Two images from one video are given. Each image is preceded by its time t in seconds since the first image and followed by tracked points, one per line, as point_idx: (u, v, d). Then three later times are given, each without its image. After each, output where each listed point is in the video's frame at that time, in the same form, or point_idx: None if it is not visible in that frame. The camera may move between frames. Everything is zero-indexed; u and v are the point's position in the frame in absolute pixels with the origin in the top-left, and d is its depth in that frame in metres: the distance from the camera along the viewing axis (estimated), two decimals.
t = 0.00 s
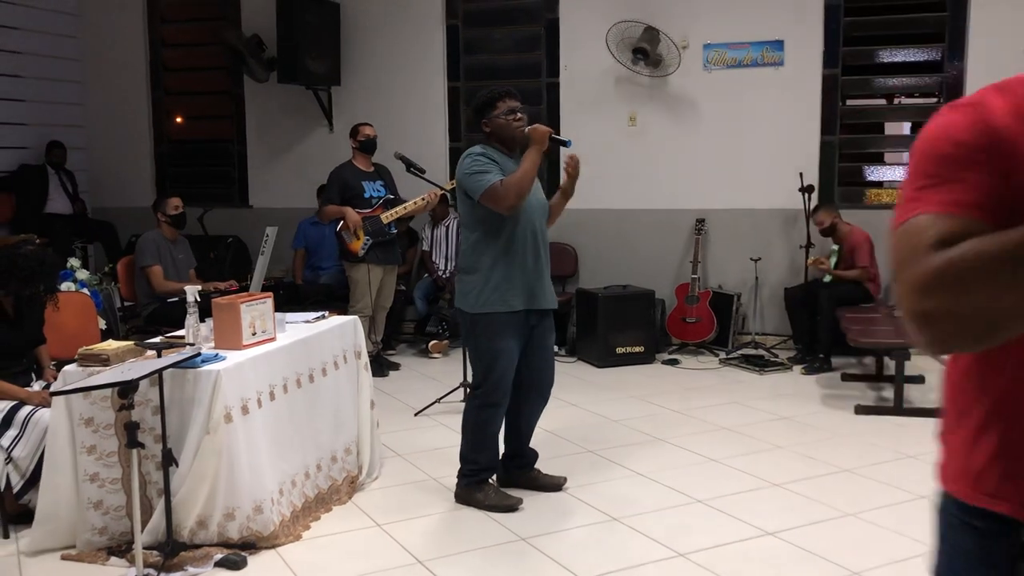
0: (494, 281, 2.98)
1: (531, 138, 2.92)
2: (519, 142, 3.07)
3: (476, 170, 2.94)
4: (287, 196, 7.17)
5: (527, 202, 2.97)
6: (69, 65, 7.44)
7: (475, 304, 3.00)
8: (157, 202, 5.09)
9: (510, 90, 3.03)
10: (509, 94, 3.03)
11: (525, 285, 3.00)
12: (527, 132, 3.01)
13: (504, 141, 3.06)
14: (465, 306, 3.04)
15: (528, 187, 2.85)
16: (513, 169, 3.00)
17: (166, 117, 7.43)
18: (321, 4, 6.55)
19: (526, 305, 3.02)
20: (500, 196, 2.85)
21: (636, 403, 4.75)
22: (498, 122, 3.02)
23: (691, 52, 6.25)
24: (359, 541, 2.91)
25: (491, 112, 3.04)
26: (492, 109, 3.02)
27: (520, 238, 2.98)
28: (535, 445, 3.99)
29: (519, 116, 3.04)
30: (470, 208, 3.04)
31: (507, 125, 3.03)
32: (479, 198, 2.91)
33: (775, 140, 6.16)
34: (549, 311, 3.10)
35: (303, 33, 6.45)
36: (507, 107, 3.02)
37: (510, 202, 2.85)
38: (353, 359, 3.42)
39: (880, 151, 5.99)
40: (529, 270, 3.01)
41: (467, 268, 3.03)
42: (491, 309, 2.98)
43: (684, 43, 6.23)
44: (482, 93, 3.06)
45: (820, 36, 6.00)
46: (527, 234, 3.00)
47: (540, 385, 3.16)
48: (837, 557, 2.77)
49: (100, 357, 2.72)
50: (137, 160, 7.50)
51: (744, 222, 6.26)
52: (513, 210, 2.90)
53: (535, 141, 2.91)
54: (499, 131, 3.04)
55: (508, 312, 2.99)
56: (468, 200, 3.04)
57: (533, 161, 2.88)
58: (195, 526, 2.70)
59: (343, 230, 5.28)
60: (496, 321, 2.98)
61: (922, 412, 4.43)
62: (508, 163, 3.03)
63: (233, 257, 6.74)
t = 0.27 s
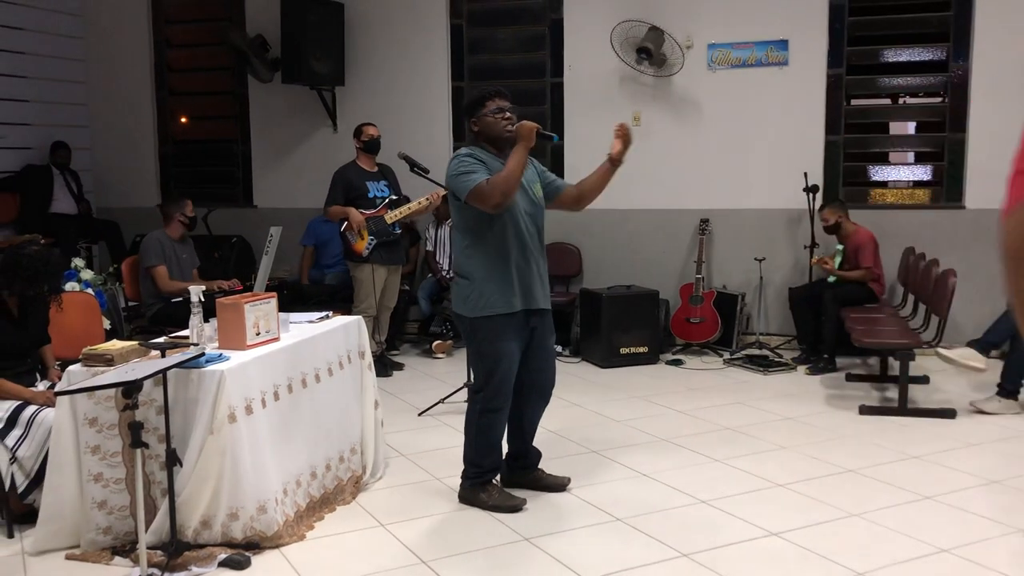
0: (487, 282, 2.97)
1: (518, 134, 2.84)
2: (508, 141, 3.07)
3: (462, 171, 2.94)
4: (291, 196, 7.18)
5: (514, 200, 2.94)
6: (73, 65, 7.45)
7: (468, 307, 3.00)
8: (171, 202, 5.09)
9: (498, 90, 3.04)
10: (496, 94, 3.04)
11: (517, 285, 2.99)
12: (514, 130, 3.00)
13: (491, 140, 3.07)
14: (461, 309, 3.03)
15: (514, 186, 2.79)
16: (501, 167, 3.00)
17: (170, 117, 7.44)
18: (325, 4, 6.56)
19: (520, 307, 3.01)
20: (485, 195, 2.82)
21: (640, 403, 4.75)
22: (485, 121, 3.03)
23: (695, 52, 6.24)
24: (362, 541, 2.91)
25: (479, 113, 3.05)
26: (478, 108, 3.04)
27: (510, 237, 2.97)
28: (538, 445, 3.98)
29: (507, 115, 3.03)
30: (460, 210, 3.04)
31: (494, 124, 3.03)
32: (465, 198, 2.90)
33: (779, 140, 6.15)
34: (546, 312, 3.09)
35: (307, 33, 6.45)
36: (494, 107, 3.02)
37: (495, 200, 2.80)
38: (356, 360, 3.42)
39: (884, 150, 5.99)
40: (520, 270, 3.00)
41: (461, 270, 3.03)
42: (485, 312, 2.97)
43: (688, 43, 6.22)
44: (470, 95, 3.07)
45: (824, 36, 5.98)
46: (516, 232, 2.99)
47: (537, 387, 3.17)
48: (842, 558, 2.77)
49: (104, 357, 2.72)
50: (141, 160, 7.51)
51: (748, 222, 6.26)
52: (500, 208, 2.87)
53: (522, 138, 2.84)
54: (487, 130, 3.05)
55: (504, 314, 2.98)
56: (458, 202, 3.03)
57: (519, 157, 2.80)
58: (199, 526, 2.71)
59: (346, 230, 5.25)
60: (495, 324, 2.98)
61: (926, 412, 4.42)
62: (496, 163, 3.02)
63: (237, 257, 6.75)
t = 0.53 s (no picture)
0: (483, 281, 2.98)
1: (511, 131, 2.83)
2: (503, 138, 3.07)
3: (456, 170, 2.94)
4: (294, 195, 7.18)
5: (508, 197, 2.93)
6: (77, 65, 7.46)
7: (465, 306, 3.01)
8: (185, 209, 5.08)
9: (494, 87, 3.04)
10: (492, 91, 3.04)
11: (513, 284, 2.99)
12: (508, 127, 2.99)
13: (487, 138, 3.07)
14: (458, 309, 3.04)
15: (507, 182, 2.78)
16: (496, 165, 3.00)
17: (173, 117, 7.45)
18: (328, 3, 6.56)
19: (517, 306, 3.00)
20: (479, 193, 2.83)
21: (643, 402, 4.74)
22: (480, 118, 3.03)
23: (699, 51, 6.23)
24: (365, 539, 2.92)
25: (474, 111, 3.05)
26: (473, 106, 3.05)
27: (505, 234, 2.97)
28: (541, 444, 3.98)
29: (503, 112, 3.03)
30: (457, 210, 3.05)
31: (489, 121, 3.03)
32: (460, 198, 2.91)
33: (783, 138, 6.14)
34: (546, 311, 3.08)
35: (310, 32, 6.45)
36: (490, 104, 3.02)
37: (488, 198, 2.80)
38: (360, 359, 3.42)
39: (887, 149, 5.98)
40: (517, 268, 3.00)
41: (459, 270, 3.04)
42: (482, 311, 2.97)
43: (692, 42, 6.22)
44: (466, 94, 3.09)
45: (828, 35, 5.97)
46: (511, 230, 2.98)
47: (546, 387, 3.15)
48: (846, 557, 2.76)
49: (107, 356, 2.73)
50: (144, 160, 7.51)
51: (751, 221, 6.25)
52: (494, 206, 2.87)
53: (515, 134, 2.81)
54: (483, 127, 3.05)
55: (501, 314, 2.97)
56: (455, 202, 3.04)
57: (513, 155, 2.79)
58: (203, 525, 2.71)
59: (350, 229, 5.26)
60: (491, 325, 2.97)
61: (930, 412, 4.42)
62: (492, 162, 3.02)
63: (240, 257, 6.75)
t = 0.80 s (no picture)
0: (497, 281, 2.97)
1: (524, 130, 2.81)
2: (515, 138, 3.06)
3: (469, 170, 2.93)
4: (298, 195, 7.18)
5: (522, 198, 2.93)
6: (81, 65, 7.47)
7: (477, 306, 3.00)
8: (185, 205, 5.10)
9: (507, 87, 3.03)
10: (504, 91, 3.03)
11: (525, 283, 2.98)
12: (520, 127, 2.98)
13: (498, 138, 3.06)
14: (471, 309, 3.03)
15: (523, 182, 2.77)
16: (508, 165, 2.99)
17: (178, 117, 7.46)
18: (332, 3, 6.56)
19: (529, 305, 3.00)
20: (494, 193, 2.81)
21: (647, 402, 4.74)
22: (492, 118, 3.02)
23: (703, 51, 6.22)
24: (371, 539, 2.92)
25: (486, 110, 3.04)
26: (484, 106, 3.03)
27: (518, 235, 2.97)
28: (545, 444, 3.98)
29: (515, 112, 3.03)
30: (468, 210, 3.03)
31: (501, 121, 3.02)
32: (475, 198, 2.89)
33: (787, 138, 6.13)
34: (557, 311, 3.07)
35: (314, 33, 6.45)
36: (503, 104, 3.01)
37: (505, 197, 2.79)
38: (364, 358, 3.43)
39: (892, 148, 5.97)
40: (528, 268, 3.00)
41: (471, 270, 3.03)
42: (493, 311, 2.97)
43: (696, 41, 6.21)
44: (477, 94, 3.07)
45: (833, 34, 5.96)
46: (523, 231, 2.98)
47: (557, 388, 3.13)
48: (851, 557, 2.76)
49: (112, 356, 2.73)
50: (148, 160, 7.52)
51: (756, 221, 6.24)
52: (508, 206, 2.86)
53: (528, 133, 2.80)
54: (494, 127, 3.03)
55: (512, 314, 2.97)
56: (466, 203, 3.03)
57: (527, 154, 2.77)
58: (208, 524, 2.72)
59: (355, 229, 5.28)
60: (501, 327, 2.98)
61: (935, 412, 4.41)
62: (504, 162, 3.02)
63: (245, 257, 6.76)
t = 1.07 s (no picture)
0: (517, 280, 2.96)
1: (539, 129, 2.83)
2: (529, 138, 3.05)
3: (487, 171, 2.91)
4: (300, 195, 7.18)
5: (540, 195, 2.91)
6: (83, 66, 7.48)
7: (497, 305, 2.98)
8: (176, 202, 5.11)
9: (519, 89, 3.03)
10: (517, 92, 3.03)
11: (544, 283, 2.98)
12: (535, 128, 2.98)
13: (512, 139, 3.05)
14: (489, 307, 3.01)
15: (542, 179, 2.76)
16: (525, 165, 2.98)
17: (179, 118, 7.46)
18: (333, 4, 6.56)
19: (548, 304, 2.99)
20: (513, 190, 2.79)
21: (648, 402, 4.73)
22: (506, 119, 3.01)
23: (704, 51, 6.22)
24: (372, 540, 2.92)
25: (500, 111, 3.03)
26: (498, 107, 3.03)
27: (537, 234, 2.96)
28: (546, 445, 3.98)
29: (529, 112, 3.02)
30: (486, 211, 3.01)
31: (515, 122, 3.01)
32: (494, 197, 2.87)
33: (788, 137, 6.12)
34: (572, 311, 3.07)
35: (315, 33, 6.46)
36: (516, 104, 3.01)
37: (524, 194, 2.77)
38: (366, 359, 3.42)
39: (894, 148, 5.96)
40: (548, 267, 2.99)
41: (490, 269, 3.01)
42: (513, 309, 2.95)
43: (697, 41, 6.20)
44: (490, 95, 3.06)
45: (834, 33, 5.96)
46: (542, 231, 2.97)
47: (559, 387, 3.14)
48: (853, 557, 2.76)
49: (113, 357, 2.73)
50: (149, 160, 7.52)
51: (757, 220, 6.23)
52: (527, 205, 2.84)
53: (543, 132, 2.81)
54: (509, 129, 3.02)
55: (531, 312, 2.96)
56: (483, 203, 3.00)
57: (544, 152, 2.78)
58: (209, 525, 2.72)
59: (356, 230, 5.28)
60: (518, 325, 2.96)
61: (937, 412, 4.40)
62: (519, 162, 3.00)
63: (246, 257, 6.76)
